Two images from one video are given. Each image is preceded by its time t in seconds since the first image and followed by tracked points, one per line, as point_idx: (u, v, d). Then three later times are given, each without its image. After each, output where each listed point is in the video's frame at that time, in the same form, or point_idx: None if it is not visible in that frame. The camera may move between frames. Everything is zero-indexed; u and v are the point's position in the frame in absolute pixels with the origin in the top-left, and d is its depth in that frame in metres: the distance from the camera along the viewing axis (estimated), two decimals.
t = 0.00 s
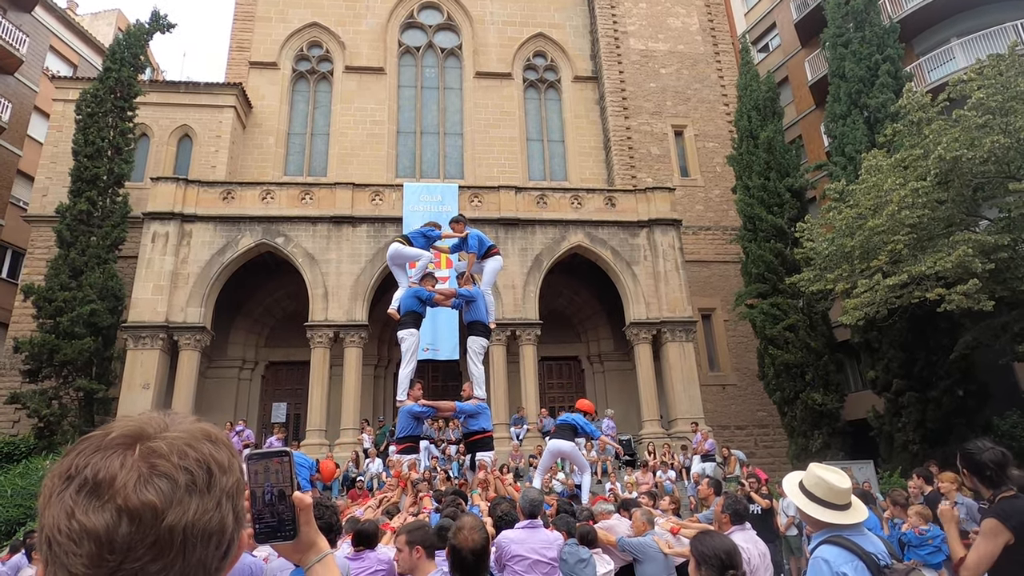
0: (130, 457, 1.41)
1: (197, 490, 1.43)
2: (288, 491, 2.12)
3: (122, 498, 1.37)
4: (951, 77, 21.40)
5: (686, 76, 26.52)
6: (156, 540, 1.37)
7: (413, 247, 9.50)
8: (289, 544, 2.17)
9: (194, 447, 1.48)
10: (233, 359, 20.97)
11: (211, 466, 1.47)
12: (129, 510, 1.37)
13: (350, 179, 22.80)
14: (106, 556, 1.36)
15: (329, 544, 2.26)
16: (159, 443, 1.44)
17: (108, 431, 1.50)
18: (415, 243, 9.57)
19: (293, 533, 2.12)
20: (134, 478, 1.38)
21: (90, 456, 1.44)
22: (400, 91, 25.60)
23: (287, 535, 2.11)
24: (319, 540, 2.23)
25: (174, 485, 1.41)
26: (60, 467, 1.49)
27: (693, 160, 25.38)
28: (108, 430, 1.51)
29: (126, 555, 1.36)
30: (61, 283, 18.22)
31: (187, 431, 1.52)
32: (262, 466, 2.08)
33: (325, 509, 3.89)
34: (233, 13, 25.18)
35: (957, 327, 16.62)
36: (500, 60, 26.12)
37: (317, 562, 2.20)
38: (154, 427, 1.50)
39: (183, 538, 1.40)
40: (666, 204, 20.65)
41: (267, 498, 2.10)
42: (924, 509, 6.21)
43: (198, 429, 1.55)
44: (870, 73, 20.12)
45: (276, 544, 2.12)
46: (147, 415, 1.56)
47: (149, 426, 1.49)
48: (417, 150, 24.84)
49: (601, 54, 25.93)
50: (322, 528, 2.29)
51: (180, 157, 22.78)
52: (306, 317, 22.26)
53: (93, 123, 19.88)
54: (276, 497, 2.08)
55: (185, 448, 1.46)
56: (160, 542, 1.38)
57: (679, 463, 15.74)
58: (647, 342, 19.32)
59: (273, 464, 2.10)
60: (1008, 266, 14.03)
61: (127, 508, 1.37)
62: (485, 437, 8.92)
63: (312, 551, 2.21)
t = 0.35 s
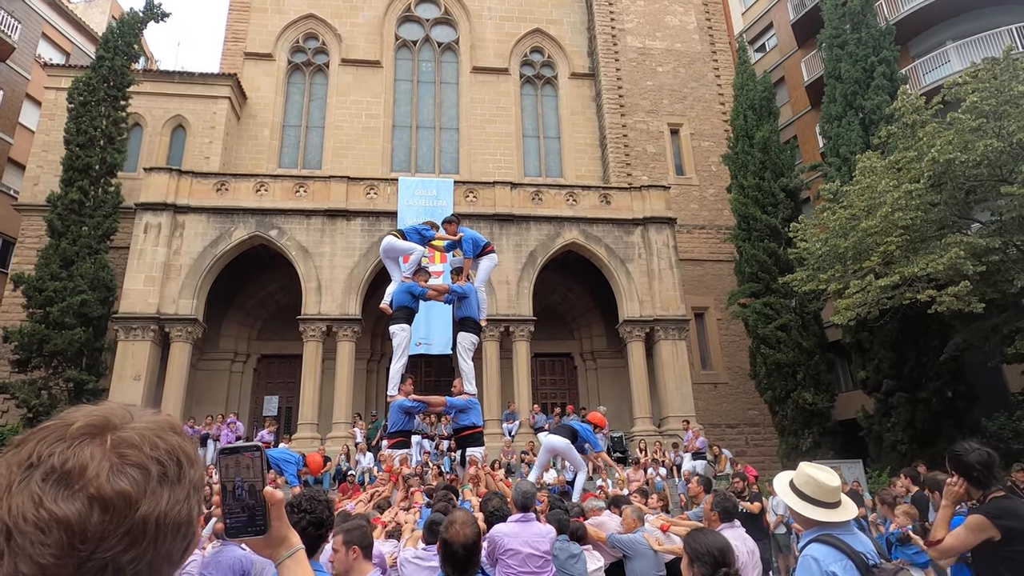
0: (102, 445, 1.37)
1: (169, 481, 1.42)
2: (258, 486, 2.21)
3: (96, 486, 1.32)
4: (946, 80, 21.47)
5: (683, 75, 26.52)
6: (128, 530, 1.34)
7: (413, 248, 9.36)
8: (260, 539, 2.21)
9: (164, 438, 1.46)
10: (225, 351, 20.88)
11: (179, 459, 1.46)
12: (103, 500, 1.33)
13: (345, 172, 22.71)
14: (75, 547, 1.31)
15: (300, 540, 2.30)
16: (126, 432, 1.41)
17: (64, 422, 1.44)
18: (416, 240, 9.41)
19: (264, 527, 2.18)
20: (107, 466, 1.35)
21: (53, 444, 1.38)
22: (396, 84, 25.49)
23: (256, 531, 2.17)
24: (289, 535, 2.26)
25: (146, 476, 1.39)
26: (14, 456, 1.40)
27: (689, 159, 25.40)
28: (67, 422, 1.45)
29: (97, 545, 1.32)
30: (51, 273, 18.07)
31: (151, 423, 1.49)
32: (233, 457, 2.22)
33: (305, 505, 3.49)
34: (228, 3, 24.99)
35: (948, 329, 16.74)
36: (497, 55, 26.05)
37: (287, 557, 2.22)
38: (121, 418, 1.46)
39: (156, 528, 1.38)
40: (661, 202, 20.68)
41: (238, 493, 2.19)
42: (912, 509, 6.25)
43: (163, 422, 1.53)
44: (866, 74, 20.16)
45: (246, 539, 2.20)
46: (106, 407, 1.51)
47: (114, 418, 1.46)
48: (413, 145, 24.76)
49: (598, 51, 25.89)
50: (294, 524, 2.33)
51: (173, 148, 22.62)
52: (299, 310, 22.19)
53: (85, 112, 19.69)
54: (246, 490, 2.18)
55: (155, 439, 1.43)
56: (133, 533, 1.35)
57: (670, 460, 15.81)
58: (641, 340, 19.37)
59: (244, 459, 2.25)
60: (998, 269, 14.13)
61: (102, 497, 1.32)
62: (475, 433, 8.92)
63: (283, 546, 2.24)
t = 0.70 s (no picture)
0: (104, 444, 1.31)
1: (156, 479, 1.43)
2: (234, 491, 2.11)
3: (112, 485, 1.29)
4: (944, 80, 21.50)
5: (681, 74, 26.54)
6: (134, 527, 1.35)
7: (410, 250, 9.39)
8: (239, 544, 2.15)
9: (147, 436, 1.44)
10: (223, 350, 20.86)
11: (162, 454, 1.45)
12: (117, 501, 1.31)
13: (343, 171, 22.68)
14: (88, 547, 1.29)
15: (281, 544, 2.24)
16: (111, 430, 1.36)
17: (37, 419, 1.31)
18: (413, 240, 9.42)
19: (242, 533, 2.11)
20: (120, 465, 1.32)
21: (50, 444, 1.27)
22: (394, 83, 25.47)
23: (235, 536, 2.10)
24: (271, 540, 2.21)
25: (144, 474, 1.37)
26: None
27: (687, 158, 25.41)
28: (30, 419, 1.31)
29: (109, 543, 1.31)
30: (48, 272, 18.03)
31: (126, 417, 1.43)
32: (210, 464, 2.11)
33: (312, 504, 3.45)
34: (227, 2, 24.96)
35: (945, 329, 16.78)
36: (496, 54, 26.04)
37: (269, 560, 2.17)
38: (100, 416, 1.38)
39: (152, 524, 1.40)
40: (659, 201, 20.68)
41: (214, 499, 2.09)
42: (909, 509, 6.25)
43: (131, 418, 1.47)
44: (864, 74, 20.18)
45: (225, 544, 2.12)
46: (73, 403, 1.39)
47: (96, 416, 1.37)
48: (411, 144, 24.74)
49: (596, 50, 25.87)
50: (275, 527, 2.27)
51: (171, 146, 22.58)
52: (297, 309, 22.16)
53: (82, 111, 19.64)
54: (223, 497, 2.08)
55: (142, 437, 1.41)
56: (138, 529, 1.36)
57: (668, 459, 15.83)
58: (639, 339, 19.38)
59: (220, 464, 2.13)
60: (996, 269, 14.16)
61: (120, 498, 1.31)
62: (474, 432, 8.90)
63: (263, 551, 2.19)
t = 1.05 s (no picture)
0: (99, 453, 1.35)
1: (154, 487, 1.45)
2: (230, 491, 2.10)
3: (99, 494, 1.33)
4: (940, 82, 21.59)
5: (678, 76, 26.59)
6: (128, 534, 1.39)
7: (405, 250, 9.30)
8: (235, 542, 2.11)
9: (147, 444, 1.47)
10: (220, 353, 20.82)
11: (163, 463, 1.49)
12: (108, 511, 1.35)
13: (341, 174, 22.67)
14: (80, 554, 1.34)
15: (277, 542, 2.21)
16: (111, 437, 1.40)
17: (37, 426, 1.36)
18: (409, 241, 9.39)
19: (238, 531, 2.08)
20: (108, 475, 1.35)
21: (44, 451, 1.32)
22: (392, 85, 25.48)
23: (232, 535, 2.07)
24: (267, 538, 2.17)
25: (139, 482, 1.41)
26: None
27: (684, 160, 25.45)
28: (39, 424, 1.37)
29: (101, 551, 1.36)
30: (45, 274, 17.98)
31: (129, 424, 1.47)
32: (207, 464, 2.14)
33: (325, 508, 3.44)
34: (224, 4, 24.96)
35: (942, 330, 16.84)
36: (493, 56, 26.07)
37: (265, 558, 2.13)
38: (102, 423, 1.42)
39: (149, 532, 1.44)
40: (657, 203, 20.71)
41: (210, 499, 2.09)
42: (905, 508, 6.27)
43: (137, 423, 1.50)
44: (861, 76, 20.25)
45: (221, 543, 2.10)
46: (80, 410, 1.44)
47: (96, 422, 1.42)
48: (409, 146, 24.74)
49: (594, 52, 25.92)
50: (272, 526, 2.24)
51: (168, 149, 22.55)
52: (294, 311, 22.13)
53: (79, 113, 19.59)
54: (219, 497, 2.08)
55: (141, 445, 1.43)
56: (131, 538, 1.40)
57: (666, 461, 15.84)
58: (636, 341, 19.40)
59: (215, 464, 2.15)
60: (992, 270, 14.20)
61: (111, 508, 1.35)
62: (475, 434, 8.78)
63: (259, 548, 2.14)
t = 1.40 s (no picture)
0: (175, 454, 1.45)
1: (224, 486, 1.52)
2: (265, 502, 2.16)
3: (178, 485, 1.40)
4: (931, 90, 21.79)
5: (673, 83, 26.74)
6: (204, 527, 1.44)
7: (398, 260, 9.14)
8: (267, 550, 2.19)
9: (214, 451, 1.56)
10: (213, 359, 20.73)
11: (231, 468, 1.57)
12: (186, 501, 1.41)
13: (336, 179, 22.66)
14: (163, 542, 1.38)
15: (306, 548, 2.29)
16: (182, 442, 1.50)
17: (115, 435, 1.48)
18: (401, 251, 9.18)
19: (272, 539, 2.14)
20: (184, 469, 1.43)
21: (125, 450, 1.43)
22: (387, 91, 25.51)
23: (265, 543, 2.13)
24: (296, 546, 2.26)
25: (210, 481, 1.49)
26: (84, 461, 1.42)
27: (678, 167, 25.57)
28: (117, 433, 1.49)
29: (180, 540, 1.40)
30: (37, 279, 17.87)
31: (198, 436, 1.57)
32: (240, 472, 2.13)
33: (332, 516, 3.47)
34: (219, 9, 24.98)
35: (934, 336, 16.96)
36: (488, 62, 26.16)
37: (294, 567, 2.22)
38: (176, 432, 1.52)
39: (224, 528, 1.49)
40: (651, 209, 20.79)
41: (245, 509, 2.12)
42: (899, 514, 6.31)
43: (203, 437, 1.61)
44: (853, 85, 20.42)
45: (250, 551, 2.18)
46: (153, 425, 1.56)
47: (167, 431, 1.52)
48: (404, 152, 24.76)
49: (588, 59, 26.05)
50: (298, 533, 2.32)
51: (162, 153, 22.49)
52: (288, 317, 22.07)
53: (73, 117, 19.52)
54: (252, 506, 2.12)
55: (209, 451, 1.53)
56: (207, 530, 1.44)
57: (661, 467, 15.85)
58: (631, 347, 19.42)
59: (252, 475, 2.15)
60: (984, 277, 14.31)
61: (190, 497, 1.42)
62: (469, 441, 8.80)
63: (290, 556, 2.24)
